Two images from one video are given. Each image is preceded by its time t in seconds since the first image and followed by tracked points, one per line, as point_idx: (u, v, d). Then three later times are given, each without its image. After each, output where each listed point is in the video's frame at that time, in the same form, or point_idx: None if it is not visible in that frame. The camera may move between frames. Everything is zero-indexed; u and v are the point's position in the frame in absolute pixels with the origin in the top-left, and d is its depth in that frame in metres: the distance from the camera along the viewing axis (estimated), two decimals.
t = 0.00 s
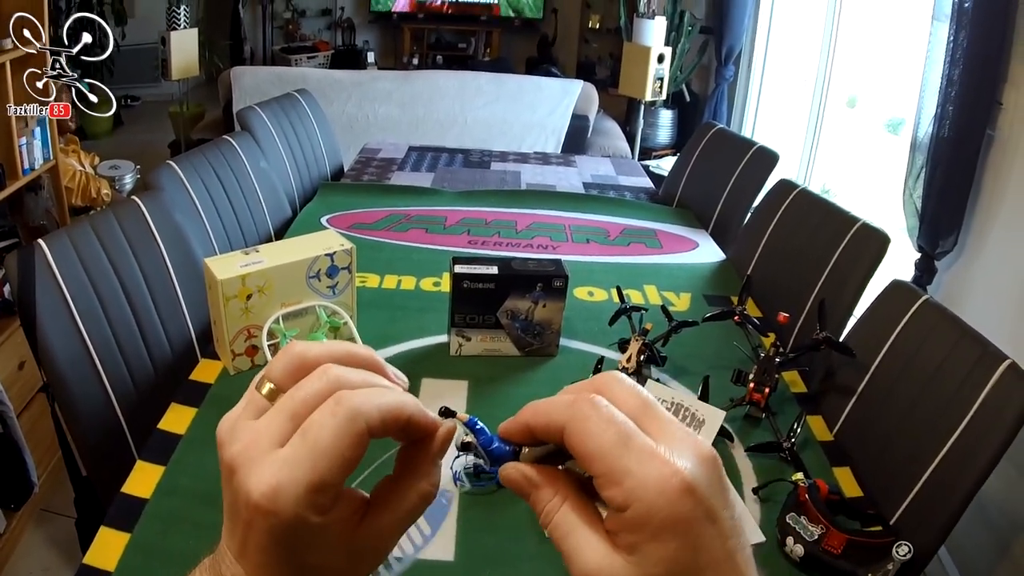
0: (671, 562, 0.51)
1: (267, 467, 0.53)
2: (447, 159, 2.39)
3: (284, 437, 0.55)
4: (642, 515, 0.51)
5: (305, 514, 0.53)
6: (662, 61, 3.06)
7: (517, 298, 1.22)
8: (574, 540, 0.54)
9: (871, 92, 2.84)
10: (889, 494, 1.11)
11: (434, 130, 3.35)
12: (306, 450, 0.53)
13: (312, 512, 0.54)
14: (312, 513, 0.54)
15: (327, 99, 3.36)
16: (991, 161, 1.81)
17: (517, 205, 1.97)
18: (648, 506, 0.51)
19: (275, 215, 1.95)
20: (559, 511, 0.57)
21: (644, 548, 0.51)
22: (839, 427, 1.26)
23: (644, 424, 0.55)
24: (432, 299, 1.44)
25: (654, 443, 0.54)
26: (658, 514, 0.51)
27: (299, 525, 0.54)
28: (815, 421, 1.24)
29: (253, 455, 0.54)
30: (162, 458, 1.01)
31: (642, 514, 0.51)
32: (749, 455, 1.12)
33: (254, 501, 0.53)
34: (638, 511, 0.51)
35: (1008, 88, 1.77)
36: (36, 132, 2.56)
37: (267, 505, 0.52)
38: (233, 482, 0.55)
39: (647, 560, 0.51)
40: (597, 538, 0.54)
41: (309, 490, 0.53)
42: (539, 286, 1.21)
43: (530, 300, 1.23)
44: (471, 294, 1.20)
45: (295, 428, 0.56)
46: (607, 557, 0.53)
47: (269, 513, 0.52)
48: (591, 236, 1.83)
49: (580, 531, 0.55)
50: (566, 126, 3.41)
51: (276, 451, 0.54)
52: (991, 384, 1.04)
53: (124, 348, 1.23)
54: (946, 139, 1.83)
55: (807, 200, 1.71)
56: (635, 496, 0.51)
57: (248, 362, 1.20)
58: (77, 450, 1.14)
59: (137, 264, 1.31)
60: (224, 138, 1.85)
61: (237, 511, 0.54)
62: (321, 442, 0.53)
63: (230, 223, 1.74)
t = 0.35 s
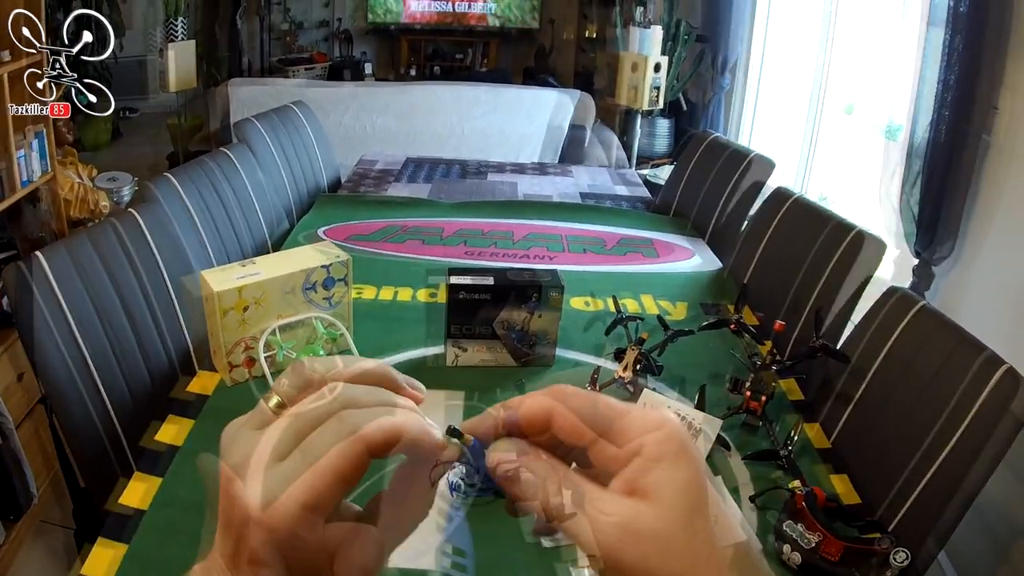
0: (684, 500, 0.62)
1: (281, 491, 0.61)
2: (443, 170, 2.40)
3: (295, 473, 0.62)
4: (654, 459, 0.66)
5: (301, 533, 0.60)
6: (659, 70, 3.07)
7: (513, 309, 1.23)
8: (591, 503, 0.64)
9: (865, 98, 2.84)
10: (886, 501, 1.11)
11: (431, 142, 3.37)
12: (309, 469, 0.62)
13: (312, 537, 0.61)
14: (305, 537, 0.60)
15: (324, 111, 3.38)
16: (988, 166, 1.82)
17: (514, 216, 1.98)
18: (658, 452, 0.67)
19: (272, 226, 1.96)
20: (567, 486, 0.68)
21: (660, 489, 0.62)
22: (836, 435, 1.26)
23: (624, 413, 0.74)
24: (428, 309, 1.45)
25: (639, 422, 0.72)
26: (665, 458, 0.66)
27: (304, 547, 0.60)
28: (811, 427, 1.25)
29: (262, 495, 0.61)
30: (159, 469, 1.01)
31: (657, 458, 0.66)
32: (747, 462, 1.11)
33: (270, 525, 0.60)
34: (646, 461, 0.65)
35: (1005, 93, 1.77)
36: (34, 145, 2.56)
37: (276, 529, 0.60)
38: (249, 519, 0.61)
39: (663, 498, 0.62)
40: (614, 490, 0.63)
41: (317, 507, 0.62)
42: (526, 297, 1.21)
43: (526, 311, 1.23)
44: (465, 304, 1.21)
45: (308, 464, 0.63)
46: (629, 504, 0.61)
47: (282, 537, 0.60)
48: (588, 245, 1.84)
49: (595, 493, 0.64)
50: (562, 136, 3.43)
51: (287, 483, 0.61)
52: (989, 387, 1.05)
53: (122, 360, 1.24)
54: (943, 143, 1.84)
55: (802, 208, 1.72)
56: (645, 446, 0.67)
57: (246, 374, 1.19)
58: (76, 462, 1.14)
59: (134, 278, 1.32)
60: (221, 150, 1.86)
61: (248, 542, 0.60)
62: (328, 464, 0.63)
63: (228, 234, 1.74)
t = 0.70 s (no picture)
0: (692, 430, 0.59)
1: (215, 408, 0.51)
2: (423, 170, 2.41)
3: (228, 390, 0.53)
4: (674, 400, 0.61)
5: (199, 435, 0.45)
6: (637, 66, 3.10)
7: (493, 303, 1.23)
8: (615, 423, 0.58)
9: (847, 91, 2.89)
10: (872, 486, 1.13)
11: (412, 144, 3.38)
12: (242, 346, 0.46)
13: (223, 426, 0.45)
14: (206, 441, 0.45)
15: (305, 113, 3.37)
16: (969, 153, 1.85)
17: (495, 214, 1.99)
18: (664, 396, 0.62)
19: (254, 230, 1.96)
20: (595, 404, 0.60)
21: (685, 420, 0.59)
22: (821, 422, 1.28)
23: (622, 348, 0.66)
24: (410, 307, 1.46)
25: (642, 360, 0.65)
26: (669, 405, 0.61)
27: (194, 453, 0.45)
28: (795, 416, 1.25)
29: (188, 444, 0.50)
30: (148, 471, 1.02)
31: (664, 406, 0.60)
32: (730, 452, 1.13)
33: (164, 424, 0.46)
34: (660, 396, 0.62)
35: (983, 83, 1.81)
36: (17, 153, 2.55)
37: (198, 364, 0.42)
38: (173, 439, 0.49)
39: (677, 436, 0.58)
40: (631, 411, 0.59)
41: (256, 419, 0.52)
42: (525, 294, 1.24)
43: (505, 305, 1.23)
44: (447, 301, 1.21)
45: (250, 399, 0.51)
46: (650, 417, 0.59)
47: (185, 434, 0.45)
48: (567, 241, 1.85)
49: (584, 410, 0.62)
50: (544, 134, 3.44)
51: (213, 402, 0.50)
52: (967, 369, 1.07)
53: (107, 365, 1.24)
54: (919, 135, 1.86)
55: (779, 198, 1.75)
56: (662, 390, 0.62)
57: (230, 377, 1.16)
58: (65, 467, 1.13)
59: (119, 283, 1.32)
60: (203, 155, 1.87)
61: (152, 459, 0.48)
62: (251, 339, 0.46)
63: (210, 239, 1.75)
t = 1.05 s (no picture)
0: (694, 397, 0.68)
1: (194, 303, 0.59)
2: (423, 181, 2.43)
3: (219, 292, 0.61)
4: (674, 366, 0.71)
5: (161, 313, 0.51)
6: (636, 75, 3.12)
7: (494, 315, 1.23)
8: (620, 383, 0.66)
9: (846, 97, 2.90)
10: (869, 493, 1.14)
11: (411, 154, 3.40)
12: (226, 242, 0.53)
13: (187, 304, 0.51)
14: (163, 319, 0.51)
15: (304, 122, 3.38)
16: (967, 158, 1.86)
17: (495, 224, 2.00)
18: (663, 360, 0.72)
19: (255, 239, 1.97)
20: (600, 363, 0.67)
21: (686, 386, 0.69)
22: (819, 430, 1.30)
23: (624, 309, 0.76)
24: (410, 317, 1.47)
25: (642, 324, 0.76)
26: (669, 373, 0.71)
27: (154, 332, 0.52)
28: (793, 424, 1.26)
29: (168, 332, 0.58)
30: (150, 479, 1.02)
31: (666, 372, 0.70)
32: (728, 459, 1.14)
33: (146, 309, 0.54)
34: (663, 360, 0.72)
35: (980, 88, 1.82)
36: (19, 163, 2.56)
37: (160, 231, 0.48)
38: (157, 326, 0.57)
39: (680, 402, 0.66)
40: (637, 373, 0.67)
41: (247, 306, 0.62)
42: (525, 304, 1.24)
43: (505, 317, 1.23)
44: (445, 313, 1.23)
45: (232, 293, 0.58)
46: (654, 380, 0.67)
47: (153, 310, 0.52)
48: (566, 251, 1.86)
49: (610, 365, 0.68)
50: (542, 143, 3.46)
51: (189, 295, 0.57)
52: (963, 375, 1.08)
53: (109, 373, 1.24)
54: (918, 140, 1.86)
55: (778, 206, 1.76)
56: (665, 352, 0.73)
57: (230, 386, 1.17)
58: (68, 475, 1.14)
59: (121, 291, 1.33)
60: (204, 165, 1.88)
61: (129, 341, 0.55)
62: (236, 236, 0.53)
63: (211, 249, 1.76)
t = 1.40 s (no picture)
0: (670, 423, 0.66)
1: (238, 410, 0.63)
2: (422, 186, 2.43)
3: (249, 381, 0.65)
4: (662, 384, 0.68)
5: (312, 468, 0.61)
6: (635, 80, 3.12)
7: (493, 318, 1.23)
8: (589, 415, 0.64)
9: (844, 101, 2.90)
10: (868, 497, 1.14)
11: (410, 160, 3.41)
12: (356, 386, 0.62)
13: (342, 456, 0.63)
14: (317, 471, 0.61)
15: (304, 128, 3.39)
16: (965, 160, 1.87)
17: (494, 229, 2.01)
18: (645, 379, 0.70)
19: (254, 245, 1.97)
20: (568, 391, 0.65)
21: (663, 411, 0.67)
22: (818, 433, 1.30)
23: (603, 323, 0.75)
24: (410, 322, 1.48)
25: (624, 340, 0.74)
26: (651, 394, 0.68)
27: (299, 484, 0.61)
28: (792, 426, 1.26)
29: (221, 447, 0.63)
30: (150, 484, 1.03)
31: (644, 395, 0.67)
32: (728, 463, 1.14)
33: (260, 459, 0.60)
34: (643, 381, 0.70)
35: (978, 92, 1.83)
36: (19, 169, 2.56)
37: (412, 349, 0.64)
38: (227, 447, 0.62)
39: (651, 432, 0.65)
40: (609, 402, 0.65)
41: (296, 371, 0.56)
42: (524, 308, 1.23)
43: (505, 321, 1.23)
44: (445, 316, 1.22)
45: (287, 394, 0.65)
46: (627, 412, 0.65)
47: (295, 468, 0.61)
48: (566, 255, 1.87)
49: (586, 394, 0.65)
50: (541, 148, 3.46)
51: (256, 414, 0.63)
52: (962, 378, 1.08)
53: (110, 379, 1.25)
54: (916, 142, 1.87)
55: (777, 210, 1.76)
56: (645, 372, 0.70)
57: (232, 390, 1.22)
58: (69, 481, 1.15)
59: (121, 296, 1.33)
60: (204, 171, 1.88)
61: (233, 485, 0.61)
62: (372, 376, 0.62)
63: (211, 255, 1.76)
